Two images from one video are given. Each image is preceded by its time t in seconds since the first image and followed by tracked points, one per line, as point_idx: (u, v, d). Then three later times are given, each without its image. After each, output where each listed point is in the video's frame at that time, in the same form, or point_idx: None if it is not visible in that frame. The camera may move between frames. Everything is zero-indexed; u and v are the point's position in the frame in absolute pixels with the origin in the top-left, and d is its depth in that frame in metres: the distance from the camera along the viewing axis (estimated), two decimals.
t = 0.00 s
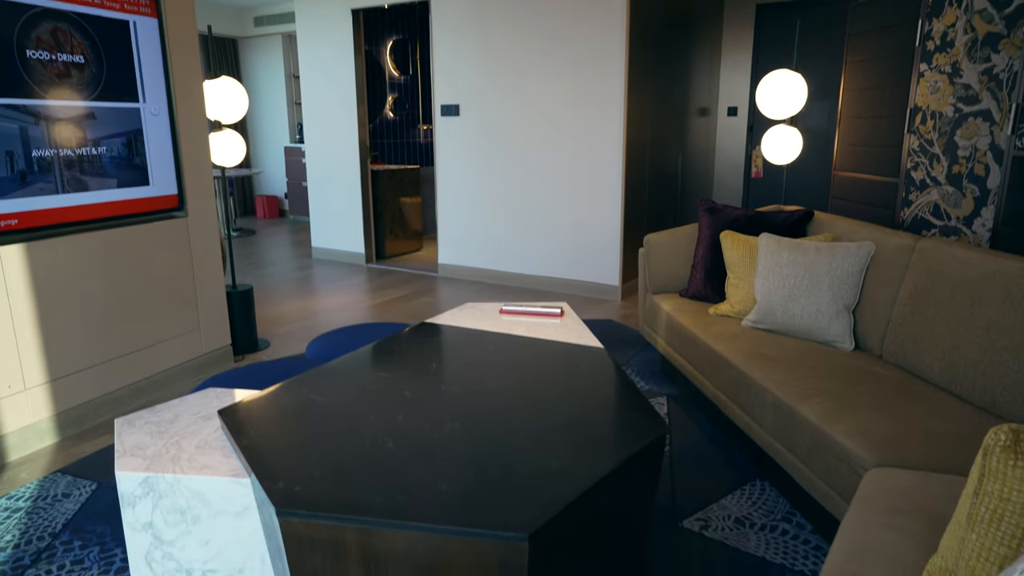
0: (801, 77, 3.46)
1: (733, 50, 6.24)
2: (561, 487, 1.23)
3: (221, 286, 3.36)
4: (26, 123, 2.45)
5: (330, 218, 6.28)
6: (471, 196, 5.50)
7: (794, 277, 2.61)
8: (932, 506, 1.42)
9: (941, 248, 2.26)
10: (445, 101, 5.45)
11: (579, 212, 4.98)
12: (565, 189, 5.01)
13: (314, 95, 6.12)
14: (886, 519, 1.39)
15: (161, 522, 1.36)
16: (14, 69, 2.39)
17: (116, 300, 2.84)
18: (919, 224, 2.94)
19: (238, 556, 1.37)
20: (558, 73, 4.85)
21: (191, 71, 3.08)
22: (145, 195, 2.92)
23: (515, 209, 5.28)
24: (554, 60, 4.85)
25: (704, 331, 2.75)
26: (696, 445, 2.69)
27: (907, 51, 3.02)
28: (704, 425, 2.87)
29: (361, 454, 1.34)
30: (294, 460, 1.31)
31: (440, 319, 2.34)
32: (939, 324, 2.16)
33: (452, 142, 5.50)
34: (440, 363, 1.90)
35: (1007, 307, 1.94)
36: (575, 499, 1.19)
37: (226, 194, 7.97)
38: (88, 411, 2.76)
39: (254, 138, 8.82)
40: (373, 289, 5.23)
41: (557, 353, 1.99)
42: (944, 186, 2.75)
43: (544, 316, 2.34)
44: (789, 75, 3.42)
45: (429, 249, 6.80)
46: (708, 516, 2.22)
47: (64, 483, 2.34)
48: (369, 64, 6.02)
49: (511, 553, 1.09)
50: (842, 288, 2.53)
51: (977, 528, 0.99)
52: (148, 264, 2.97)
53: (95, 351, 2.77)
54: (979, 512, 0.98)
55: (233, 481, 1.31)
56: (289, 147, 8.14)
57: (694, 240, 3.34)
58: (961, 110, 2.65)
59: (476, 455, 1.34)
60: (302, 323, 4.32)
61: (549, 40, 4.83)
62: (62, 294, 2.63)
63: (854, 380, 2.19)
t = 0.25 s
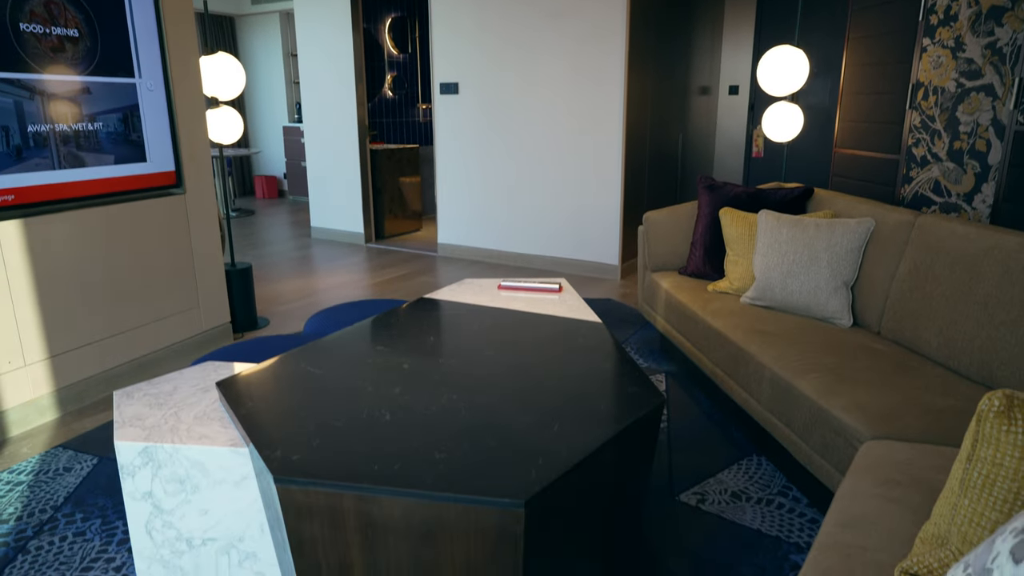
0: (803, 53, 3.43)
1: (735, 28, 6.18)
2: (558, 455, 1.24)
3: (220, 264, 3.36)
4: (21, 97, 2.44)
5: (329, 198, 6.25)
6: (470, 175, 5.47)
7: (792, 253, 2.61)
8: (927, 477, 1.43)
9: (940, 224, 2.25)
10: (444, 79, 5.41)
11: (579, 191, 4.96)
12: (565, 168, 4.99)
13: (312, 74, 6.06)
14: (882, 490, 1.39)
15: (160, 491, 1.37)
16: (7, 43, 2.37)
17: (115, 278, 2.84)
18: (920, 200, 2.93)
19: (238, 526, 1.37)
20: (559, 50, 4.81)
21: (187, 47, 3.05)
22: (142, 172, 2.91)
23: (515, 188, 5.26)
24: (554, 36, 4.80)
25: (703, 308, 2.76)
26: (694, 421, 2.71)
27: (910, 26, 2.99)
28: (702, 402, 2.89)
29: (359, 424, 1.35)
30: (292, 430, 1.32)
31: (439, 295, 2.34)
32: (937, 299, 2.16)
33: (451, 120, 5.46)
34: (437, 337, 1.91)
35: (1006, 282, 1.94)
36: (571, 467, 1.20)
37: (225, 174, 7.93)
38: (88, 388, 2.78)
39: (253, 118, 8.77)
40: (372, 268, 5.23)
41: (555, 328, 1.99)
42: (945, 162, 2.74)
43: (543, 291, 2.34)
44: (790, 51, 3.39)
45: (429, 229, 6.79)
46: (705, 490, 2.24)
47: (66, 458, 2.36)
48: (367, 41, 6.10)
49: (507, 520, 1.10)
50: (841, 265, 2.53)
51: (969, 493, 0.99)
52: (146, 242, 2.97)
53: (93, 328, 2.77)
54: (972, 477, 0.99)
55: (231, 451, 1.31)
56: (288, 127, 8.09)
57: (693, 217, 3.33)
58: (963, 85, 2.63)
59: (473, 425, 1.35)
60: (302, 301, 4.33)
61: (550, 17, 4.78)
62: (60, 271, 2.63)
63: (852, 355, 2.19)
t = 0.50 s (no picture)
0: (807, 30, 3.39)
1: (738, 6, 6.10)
2: (559, 429, 1.24)
3: (219, 244, 3.35)
4: (17, 73, 2.41)
5: (328, 179, 6.22)
6: (470, 155, 5.44)
7: (794, 232, 2.60)
8: (927, 451, 1.43)
9: (943, 201, 2.24)
10: (444, 58, 5.35)
11: (580, 171, 4.93)
12: (566, 147, 4.96)
13: (310, 53, 5.99)
14: (881, 463, 1.40)
15: (163, 464, 1.38)
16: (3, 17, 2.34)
17: (115, 256, 2.84)
18: (922, 179, 2.91)
19: (240, 499, 1.38)
20: (560, 28, 4.76)
21: (184, 23, 3.01)
22: (141, 150, 2.89)
23: (515, 168, 5.24)
24: (556, 14, 4.74)
25: (704, 286, 2.76)
26: (694, 399, 2.72)
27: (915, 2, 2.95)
28: (702, 381, 2.90)
29: (361, 397, 1.35)
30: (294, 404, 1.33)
31: (440, 273, 2.34)
32: (938, 277, 2.16)
33: (451, 100, 5.42)
34: (438, 313, 1.91)
35: (1008, 259, 1.94)
36: (572, 440, 1.20)
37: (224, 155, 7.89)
38: (89, 366, 2.78)
39: (252, 98, 8.70)
40: (372, 249, 5.22)
41: (556, 305, 1.99)
42: (949, 140, 2.72)
43: (544, 269, 2.34)
44: (794, 28, 3.35)
45: (429, 210, 6.77)
46: (705, 467, 2.25)
47: (69, 435, 2.37)
48: (368, 21, 6.18)
49: (508, 491, 1.10)
50: (842, 243, 2.52)
51: (969, 464, 1.00)
52: (145, 220, 2.96)
53: (94, 306, 2.77)
54: (972, 448, 0.99)
55: (233, 424, 1.32)
56: (287, 107, 8.03)
57: (695, 197, 3.32)
58: (968, 61, 2.60)
59: (474, 399, 1.35)
60: (302, 282, 4.32)
61: None
62: (61, 249, 2.63)
63: (852, 332, 2.20)
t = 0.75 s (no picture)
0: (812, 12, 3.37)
1: None
2: (565, 406, 1.25)
3: (222, 227, 3.35)
4: (19, 54, 2.40)
5: (329, 163, 6.19)
6: (472, 139, 5.42)
7: (798, 215, 2.60)
8: (930, 431, 1.44)
9: (947, 184, 2.24)
10: (445, 41, 5.31)
11: (582, 155, 4.92)
12: (568, 131, 4.94)
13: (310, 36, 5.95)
14: (885, 443, 1.41)
15: (172, 443, 1.39)
16: None
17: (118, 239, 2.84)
18: (927, 162, 2.91)
19: (249, 477, 1.39)
20: (563, 10, 4.72)
21: (185, 4, 2.99)
22: (143, 132, 2.89)
23: (517, 152, 5.22)
24: None
25: (707, 270, 2.76)
26: (696, 382, 2.73)
27: None
28: (704, 364, 2.91)
29: (369, 376, 1.36)
30: (301, 382, 1.33)
31: (444, 255, 2.34)
32: (942, 260, 2.16)
33: (453, 83, 5.39)
34: (443, 295, 1.91)
35: (1012, 241, 1.94)
36: (579, 418, 1.21)
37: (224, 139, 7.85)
38: (94, 348, 2.79)
39: (252, 82, 8.65)
40: (374, 233, 5.22)
41: (561, 287, 2.00)
42: (954, 123, 2.71)
43: (548, 252, 2.34)
44: (799, 10, 3.32)
45: (431, 194, 6.75)
46: (707, 449, 2.27)
47: (75, 416, 2.39)
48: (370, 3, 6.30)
49: (516, 468, 1.11)
50: (846, 227, 2.52)
51: (973, 442, 1.00)
52: (148, 203, 2.95)
53: (98, 289, 2.78)
54: (977, 426, 1.00)
55: (242, 403, 1.33)
56: (287, 91, 7.98)
57: (698, 180, 3.32)
58: (975, 44, 2.58)
59: (481, 378, 1.36)
60: (305, 266, 4.33)
61: None
62: (64, 231, 2.63)
63: (855, 315, 2.20)
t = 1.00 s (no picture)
0: None
1: None
2: (572, 386, 1.26)
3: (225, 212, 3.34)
4: (21, 37, 2.39)
5: (331, 149, 6.18)
6: (474, 124, 5.40)
7: (802, 200, 2.60)
8: (933, 412, 1.45)
9: (952, 168, 2.24)
10: (447, 26, 5.28)
11: (585, 140, 4.90)
12: (570, 117, 4.92)
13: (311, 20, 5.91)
14: (889, 424, 1.42)
15: (182, 424, 1.40)
16: None
17: (121, 223, 2.84)
18: (931, 147, 2.90)
19: (259, 457, 1.40)
20: None
21: None
22: (145, 116, 2.88)
23: (519, 138, 5.20)
24: None
25: (710, 255, 2.76)
26: (699, 366, 2.74)
27: None
28: (707, 349, 2.92)
29: (377, 357, 1.37)
30: (310, 363, 1.34)
31: (449, 240, 2.35)
32: (946, 244, 2.16)
33: (455, 68, 5.36)
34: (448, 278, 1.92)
35: (1016, 225, 1.94)
36: (586, 398, 1.22)
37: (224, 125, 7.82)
38: (99, 333, 2.80)
39: (252, 67, 8.61)
40: (375, 219, 5.21)
41: (566, 270, 2.00)
42: (959, 108, 2.70)
43: (552, 237, 2.37)
44: None
45: (432, 181, 6.74)
46: (710, 432, 2.28)
47: (82, 399, 2.40)
48: None
49: (525, 446, 1.13)
50: (850, 211, 2.52)
51: (978, 421, 1.01)
52: (151, 188, 2.95)
53: (102, 273, 2.78)
54: (982, 405, 1.01)
55: (251, 383, 1.34)
56: (288, 76, 7.94)
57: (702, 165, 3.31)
58: (982, 28, 2.57)
59: (488, 358, 1.37)
60: (307, 252, 4.33)
61: None
62: (68, 216, 2.63)
63: (858, 299, 2.21)
